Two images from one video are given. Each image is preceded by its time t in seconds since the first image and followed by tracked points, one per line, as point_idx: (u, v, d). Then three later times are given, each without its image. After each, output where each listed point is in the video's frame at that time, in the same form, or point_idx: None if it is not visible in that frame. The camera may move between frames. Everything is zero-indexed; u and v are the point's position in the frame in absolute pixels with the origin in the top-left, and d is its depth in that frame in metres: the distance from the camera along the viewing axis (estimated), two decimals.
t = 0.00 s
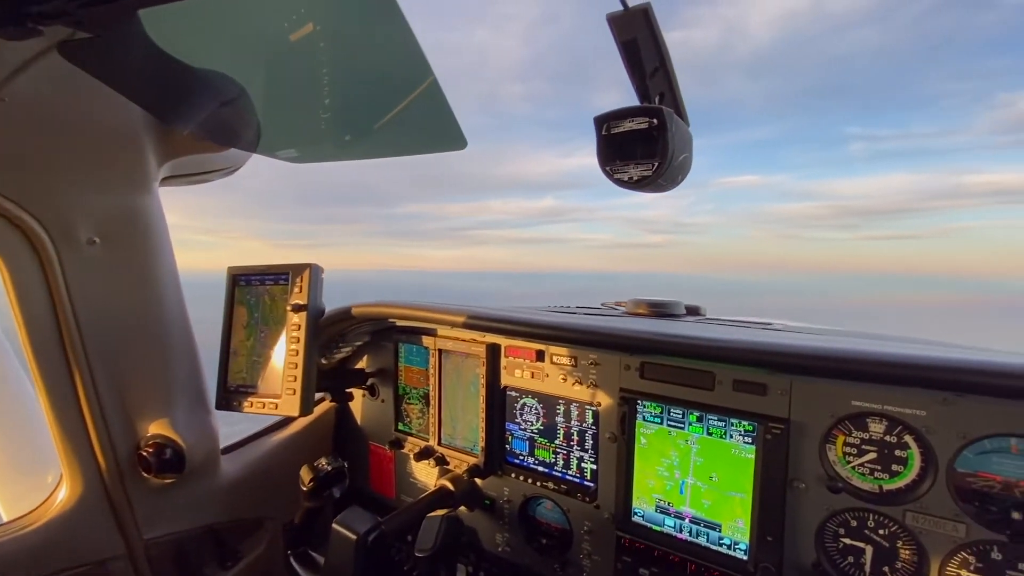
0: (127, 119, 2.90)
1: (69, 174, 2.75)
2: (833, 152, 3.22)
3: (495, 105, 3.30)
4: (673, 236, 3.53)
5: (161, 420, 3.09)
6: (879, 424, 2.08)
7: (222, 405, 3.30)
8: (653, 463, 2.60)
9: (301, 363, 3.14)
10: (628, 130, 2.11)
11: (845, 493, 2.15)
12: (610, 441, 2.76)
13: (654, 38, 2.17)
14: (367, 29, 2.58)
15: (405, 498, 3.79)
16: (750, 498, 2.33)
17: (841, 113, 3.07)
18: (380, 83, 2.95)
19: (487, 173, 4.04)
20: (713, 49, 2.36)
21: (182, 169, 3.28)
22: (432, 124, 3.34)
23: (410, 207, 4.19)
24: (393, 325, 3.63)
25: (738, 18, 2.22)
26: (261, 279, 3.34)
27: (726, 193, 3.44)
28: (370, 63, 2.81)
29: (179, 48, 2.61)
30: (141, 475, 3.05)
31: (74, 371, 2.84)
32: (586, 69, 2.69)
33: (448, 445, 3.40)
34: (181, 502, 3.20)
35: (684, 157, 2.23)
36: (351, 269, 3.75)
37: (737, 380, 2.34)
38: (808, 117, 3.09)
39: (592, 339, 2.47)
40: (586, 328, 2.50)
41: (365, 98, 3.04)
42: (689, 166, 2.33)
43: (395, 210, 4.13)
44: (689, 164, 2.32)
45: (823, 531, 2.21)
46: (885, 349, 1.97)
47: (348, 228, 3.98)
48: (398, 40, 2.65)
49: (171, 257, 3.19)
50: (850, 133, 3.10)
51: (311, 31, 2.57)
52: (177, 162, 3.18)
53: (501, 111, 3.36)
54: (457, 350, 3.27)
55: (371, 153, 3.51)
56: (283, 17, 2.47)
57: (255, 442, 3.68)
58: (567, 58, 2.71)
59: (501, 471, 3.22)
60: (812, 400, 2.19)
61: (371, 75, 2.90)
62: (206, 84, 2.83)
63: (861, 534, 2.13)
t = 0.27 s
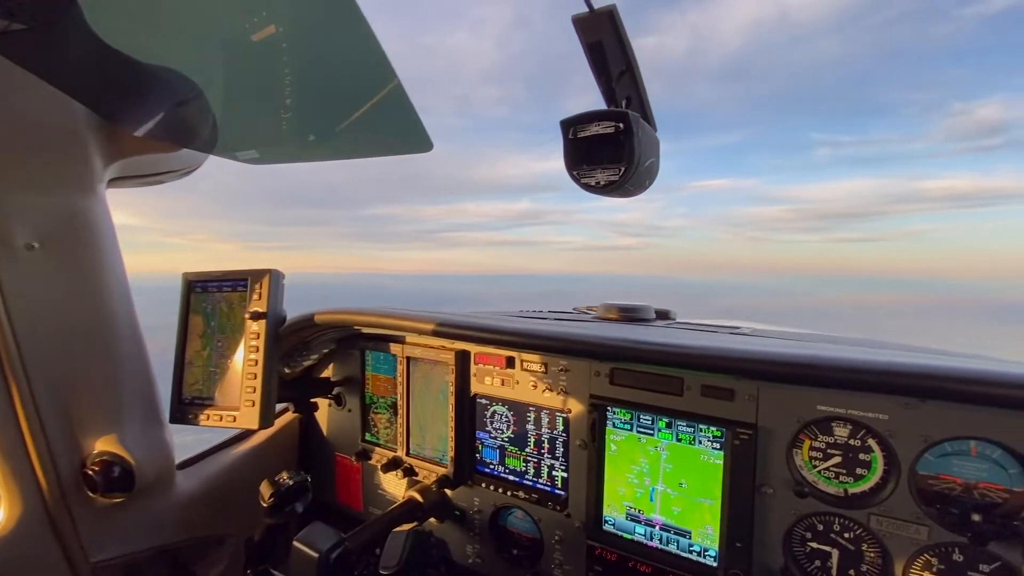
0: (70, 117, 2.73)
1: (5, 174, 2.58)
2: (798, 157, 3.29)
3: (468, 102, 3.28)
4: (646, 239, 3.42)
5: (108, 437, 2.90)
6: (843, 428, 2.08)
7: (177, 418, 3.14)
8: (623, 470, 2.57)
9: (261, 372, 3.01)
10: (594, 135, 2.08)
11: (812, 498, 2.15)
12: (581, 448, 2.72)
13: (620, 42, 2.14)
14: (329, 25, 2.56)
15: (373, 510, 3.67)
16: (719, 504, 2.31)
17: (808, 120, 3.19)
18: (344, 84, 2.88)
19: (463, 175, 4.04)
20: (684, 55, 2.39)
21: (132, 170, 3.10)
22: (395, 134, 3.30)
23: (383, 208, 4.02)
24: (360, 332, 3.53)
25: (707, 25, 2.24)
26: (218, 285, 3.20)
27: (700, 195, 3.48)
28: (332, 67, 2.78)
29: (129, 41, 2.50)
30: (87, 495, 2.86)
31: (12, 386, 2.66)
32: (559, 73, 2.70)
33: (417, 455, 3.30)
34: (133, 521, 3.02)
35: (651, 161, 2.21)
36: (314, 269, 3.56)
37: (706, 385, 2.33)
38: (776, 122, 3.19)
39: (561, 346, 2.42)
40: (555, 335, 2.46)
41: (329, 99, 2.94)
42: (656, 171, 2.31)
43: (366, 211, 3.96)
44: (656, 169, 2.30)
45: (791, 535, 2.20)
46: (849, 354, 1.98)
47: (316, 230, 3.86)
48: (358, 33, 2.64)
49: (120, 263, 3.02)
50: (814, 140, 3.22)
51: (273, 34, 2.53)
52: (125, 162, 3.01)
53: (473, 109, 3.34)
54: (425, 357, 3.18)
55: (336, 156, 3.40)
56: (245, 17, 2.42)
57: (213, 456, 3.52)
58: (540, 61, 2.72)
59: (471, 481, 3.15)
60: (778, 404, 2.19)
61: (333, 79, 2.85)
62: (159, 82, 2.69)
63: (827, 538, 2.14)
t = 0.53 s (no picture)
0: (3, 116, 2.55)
1: None
2: (768, 162, 3.41)
3: (438, 101, 3.22)
4: (620, 241, 3.41)
5: (49, 455, 2.72)
6: (807, 435, 2.09)
7: (124, 435, 2.96)
8: (592, 480, 2.53)
9: (217, 385, 2.87)
10: (558, 141, 2.04)
11: (776, 505, 2.15)
12: (549, 458, 2.67)
13: (584, 47, 2.11)
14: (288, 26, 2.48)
15: (338, 524, 3.55)
16: (686, 513, 2.30)
17: (777, 127, 3.27)
18: (305, 87, 2.79)
19: (437, 176, 4.02)
20: (656, 61, 2.40)
21: (77, 171, 2.93)
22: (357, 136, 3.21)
23: (358, 211, 4.05)
24: (323, 340, 3.41)
25: (680, 31, 2.24)
26: (170, 293, 3.04)
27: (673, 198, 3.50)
28: (292, 68, 2.69)
29: (71, 42, 2.31)
30: (24, 520, 2.65)
31: None
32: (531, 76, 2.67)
33: (383, 468, 3.21)
34: (77, 545, 2.83)
35: (616, 168, 2.18)
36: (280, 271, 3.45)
37: (672, 393, 2.31)
38: (747, 127, 3.25)
39: (528, 356, 2.37)
40: (521, 344, 2.41)
41: (289, 100, 2.85)
42: (622, 178, 2.29)
43: (340, 213, 4.02)
44: (622, 176, 2.28)
45: (757, 543, 2.20)
46: (811, 362, 1.99)
47: (287, 232, 3.91)
48: (316, 35, 2.56)
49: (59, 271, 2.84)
50: (781, 145, 3.31)
51: (230, 34, 2.43)
52: (67, 163, 2.85)
53: (444, 108, 3.29)
54: (390, 367, 3.09)
55: (296, 157, 3.30)
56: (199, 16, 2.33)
57: (165, 473, 3.36)
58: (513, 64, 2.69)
59: (438, 492, 3.07)
60: (743, 412, 2.19)
61: (293, 82, 2.75)
62: (107, 84, 2.49)
63: (792, 545, 2.14)
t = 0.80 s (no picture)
0: None
1: None
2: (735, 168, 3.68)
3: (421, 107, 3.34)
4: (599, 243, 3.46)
5: None
6: (776, 440, 2.08)
7: (70, 450, 2.78)
8: (563, 488, 2.48)
9: (171, 396, 2.72)
10: (526, 143, 1.99)
11: (747, 511, 2.13)
12: (520, 466, 2.61)
13: (552, 47, 2.06)
14: (253, 24, 2.35)
15: (303, 537, 3.42)
16: (658, 521, 2.26)
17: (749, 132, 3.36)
18: (269, 87, 2.66)
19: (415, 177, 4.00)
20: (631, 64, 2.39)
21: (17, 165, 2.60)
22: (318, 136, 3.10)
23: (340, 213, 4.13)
24: (287, 347, 3.29)
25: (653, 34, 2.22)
26: (121, 299, 2.87)
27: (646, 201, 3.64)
28: (256, 70, 2.56)
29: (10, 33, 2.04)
30: None
31: None
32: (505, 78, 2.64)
33: (350, 479, 3.11)
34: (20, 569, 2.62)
35: (586, 171, 2.14)
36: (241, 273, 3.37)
37: (643, 399, 2.28)
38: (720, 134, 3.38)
39: (498, 362, 2.31)
40: (491, 351, 2.35)
41: (252, 100, 2.71)
42: (593, 180, 2.25)
43: (323, 214, 4.10)
44: (592, 178, 2.24)
45: (727, 549, 2.18)
46: (780, 367, 1.97)
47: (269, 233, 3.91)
48: (282, 34, 2.43)
49: None
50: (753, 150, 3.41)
51: (191, 33, 2.29)
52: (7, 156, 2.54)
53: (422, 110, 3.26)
54: (357, 374, 2.99)
55: (257, 158, 3.15)
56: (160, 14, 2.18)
57: (117, 488, 3.19)
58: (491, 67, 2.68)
59: (407, 503, 2.99)
60: (713, 417, 2.17)
61: (256, 83, 2.63)
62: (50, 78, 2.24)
63: (762, 550, 2.13)
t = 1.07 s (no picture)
0: None
1: None
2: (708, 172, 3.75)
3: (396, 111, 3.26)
4: (577, 245, 3.47)
5: None
6: (749, 446, 2.08)
7: (17, 466, 2.62)
8: (538, 497, 2.44)
9: (128, 407, 2.58)
10: (499, 145, 1.93)
11: (722, 518, 2.12)
12: (494, 475, 2.55)
13: (525, 48, 2.03)
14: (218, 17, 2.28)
15: (272, 551, 3.30)
16: (633, 529, 2.24)
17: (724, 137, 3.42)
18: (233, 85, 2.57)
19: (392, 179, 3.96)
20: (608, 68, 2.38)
21: None
22: (285, 138, 3.00)
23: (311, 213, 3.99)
24: (254, 354, 3.17)
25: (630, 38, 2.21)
26: (74, 305, 2.72)
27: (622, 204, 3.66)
28: (219, 68, 2.48)
29: None
30: None
31: None
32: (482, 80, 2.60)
33: (319, 490, 3.02)
34: None
35: (560, 175, 2.11)
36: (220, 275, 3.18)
37: (618, 406, 2.26)
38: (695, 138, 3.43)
39: (471, 370, 2.26)
40: (464, 358, 2.29)
41: (214, 99, 2.60)
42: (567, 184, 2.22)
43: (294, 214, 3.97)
44: (566, 182, 2.21)
45: (703, 556, 2.17)
46: (754, 373, 1.97)
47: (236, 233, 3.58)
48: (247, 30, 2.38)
49: None
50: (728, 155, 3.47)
51: (154, 31, 2.21)
52: None
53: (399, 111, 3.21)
54: (326, 383, 2.90)
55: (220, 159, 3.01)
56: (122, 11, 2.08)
57: (73, 504, 3.01)
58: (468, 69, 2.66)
59: (379, 515, 2.90)
60: (688, 424, 2.15)
61: (220, 83, 2.54)
62: None
63: (737, 557, 2.12)
